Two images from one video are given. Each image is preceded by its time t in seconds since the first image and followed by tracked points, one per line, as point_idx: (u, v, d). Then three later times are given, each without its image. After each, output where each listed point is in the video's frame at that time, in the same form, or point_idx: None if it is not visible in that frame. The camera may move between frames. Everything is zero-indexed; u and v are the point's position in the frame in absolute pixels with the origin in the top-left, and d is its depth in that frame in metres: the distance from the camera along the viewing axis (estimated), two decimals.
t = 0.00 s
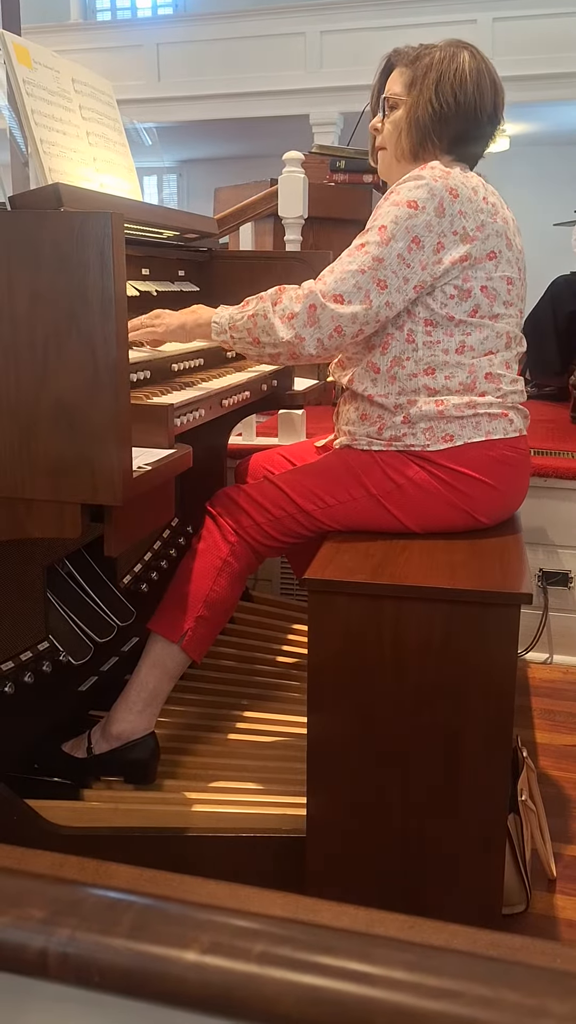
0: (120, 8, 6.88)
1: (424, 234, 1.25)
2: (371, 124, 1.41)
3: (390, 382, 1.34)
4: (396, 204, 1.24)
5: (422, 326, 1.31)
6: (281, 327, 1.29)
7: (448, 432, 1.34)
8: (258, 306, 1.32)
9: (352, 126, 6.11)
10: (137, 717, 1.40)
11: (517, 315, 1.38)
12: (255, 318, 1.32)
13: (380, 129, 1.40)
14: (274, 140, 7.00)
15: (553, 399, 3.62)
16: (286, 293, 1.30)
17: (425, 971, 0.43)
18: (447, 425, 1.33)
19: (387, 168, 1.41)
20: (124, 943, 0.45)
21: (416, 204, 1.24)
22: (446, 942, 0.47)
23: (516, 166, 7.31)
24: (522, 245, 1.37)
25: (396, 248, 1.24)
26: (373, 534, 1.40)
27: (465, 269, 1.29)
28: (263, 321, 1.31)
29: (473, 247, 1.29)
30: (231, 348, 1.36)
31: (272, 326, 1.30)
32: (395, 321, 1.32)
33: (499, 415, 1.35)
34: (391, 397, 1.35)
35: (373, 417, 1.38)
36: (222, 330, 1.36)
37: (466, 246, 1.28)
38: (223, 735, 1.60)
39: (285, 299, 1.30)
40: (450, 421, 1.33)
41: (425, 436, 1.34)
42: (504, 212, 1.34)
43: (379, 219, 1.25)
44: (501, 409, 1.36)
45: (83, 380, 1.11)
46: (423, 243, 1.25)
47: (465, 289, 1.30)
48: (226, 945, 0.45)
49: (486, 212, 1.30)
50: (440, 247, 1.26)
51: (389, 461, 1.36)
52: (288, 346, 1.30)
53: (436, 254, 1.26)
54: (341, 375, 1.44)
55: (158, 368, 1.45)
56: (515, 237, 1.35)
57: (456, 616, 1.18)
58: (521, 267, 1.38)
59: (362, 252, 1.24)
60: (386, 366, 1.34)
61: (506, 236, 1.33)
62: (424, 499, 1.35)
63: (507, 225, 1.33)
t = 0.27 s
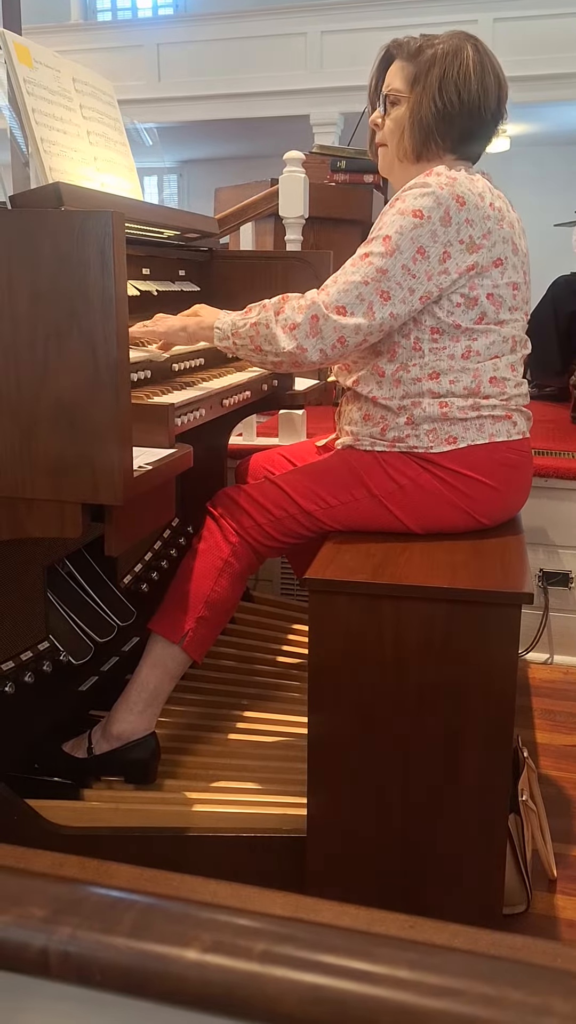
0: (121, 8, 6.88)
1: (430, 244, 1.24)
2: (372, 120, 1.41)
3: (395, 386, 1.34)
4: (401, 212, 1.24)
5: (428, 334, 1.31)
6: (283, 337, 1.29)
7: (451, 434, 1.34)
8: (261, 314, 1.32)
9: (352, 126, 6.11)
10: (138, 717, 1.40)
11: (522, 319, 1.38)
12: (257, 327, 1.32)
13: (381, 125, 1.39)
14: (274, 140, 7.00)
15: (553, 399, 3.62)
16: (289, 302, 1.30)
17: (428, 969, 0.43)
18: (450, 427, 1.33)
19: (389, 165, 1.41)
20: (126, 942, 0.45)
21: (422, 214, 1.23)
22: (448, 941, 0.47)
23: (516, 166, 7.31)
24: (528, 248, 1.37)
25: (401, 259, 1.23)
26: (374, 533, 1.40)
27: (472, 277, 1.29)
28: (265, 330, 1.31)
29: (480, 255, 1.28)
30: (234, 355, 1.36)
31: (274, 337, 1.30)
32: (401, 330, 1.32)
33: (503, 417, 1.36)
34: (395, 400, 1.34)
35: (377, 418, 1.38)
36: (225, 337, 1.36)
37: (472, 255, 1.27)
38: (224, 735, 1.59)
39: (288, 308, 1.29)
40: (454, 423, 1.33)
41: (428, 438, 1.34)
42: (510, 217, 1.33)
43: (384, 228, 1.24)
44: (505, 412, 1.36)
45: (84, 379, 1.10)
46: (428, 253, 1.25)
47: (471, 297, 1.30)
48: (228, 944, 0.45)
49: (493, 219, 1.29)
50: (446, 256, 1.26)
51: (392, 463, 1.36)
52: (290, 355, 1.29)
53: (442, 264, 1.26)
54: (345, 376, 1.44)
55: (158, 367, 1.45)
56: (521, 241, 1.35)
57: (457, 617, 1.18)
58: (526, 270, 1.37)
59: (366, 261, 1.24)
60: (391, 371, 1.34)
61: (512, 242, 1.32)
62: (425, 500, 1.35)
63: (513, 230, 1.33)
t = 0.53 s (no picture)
0: (122, 8, 6.89)
1: (431, 253, 1.24)
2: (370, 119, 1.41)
3: (396, 391, 1.34)
4: (402, 220, 1.23)
5: (430, 341, 1.31)
6: (283, 350, 1.29)
7: (452, 439, 1.34)
8: (262, 325, 1.32)
9: (353, 128, 6.11)
10: (138, 718, 1.40)
11: (524, 323, 1.37)
12: (259, 338, 1.32)
13: (379, 125, 1.39)
14: (275, 141, 7.00)
15: (554, 401, 3.62)
16: (289, 314, 1.30)
17: (429, 970, 0.43)
18: (451, 432, 1.34)
19: (387, 165, 1.41)
20: (127, 942, 0.45)
21: (423, 222, 1.23)
22: (449, 942, 0.46)
23: (517, 168, 7.31)
24: (530, 251, 1.37)
25: (403, 268, 1.23)
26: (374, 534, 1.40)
27: (474, 284, 1.29)
28: (266, 343, 1.31)
29: (482, 262, 1.28)
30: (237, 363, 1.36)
31: (275, 349, 1.30)
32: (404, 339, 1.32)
33: (504, 422, 1.36)
34: (396, 405, 1.34)
35: (377, 423, 1.38)
36: (229, 345, 1.36)
37: (474, 262, 1.27)
38: (224, 736, 1.59)
39: (289, 319, 1.29)
40: (455, 428, 1.33)
41: (429, 443, 1.34)
42: (512, 221, 1.32)
43: (384, 237, 1.24)
44: (506, 416, 1.36)
45: (84, 380, 1.10)
46: (429, 261, 1.24)
47: (473, 303, 1.29)
48: (229, 944, 0.45)
49: (495, 225, 1.28)
50: (448, 264, 1.26)
51: (393, 468, 1.36)
52: (291, 368, 1.30)
53: (444, 272, 1.26)
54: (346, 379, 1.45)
55: (159, 368, 1.45)
56: (523, 245, 1.35)
57: (458, 619, 1.18)
58: (528, 274, 1.37)
59: (367, 272, 1.24)
60: (392, 376, 1.34)
61: (514, 246, 1.31)
62: (426, 504, 1.35)
63: (515, 234, 1.32)
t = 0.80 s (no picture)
0: (122, 9, 6.89)
1: (435, 254, 1.24)
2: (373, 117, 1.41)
3: (398, 393, 1.34)
4: (407, 221, 1.23)
5: (434, 343, 1.31)
6: (284, 348, 1.29)
7: (454, 442, 1.34)
8: (263, 324, 1.32)
9: (353, 129, 6.12)
10: (138, 718, 1.40)
11: (527, 326, 1.38)
12: (259, 336, 1.33)
13: (382, 125, 1.39)
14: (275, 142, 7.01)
15: (554, 402, 3.62)
16: (291, 311, 1.30)
17: (431, 971, 0.43)
18: (453, 436, 1.34)
19: (390, 165, 1.41)
20: (129, 943, 0.45)
21: (428, 223, 1.23)
22: (449, 942, 0.47)
23: (517, 169, 7.32)
24: (534, 253, 1.37)
25: (407, 268, 1.23)
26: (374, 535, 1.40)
27: (478, 286, 1.29)
28: (267, 341, 1.32)
29: (486, 264, 1.28)
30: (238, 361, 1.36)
31: (275, 348, 1.30)
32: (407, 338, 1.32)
33: (506, 425, 1.36)
34: (398, 407, 1.34)
35: (378, 425, 1.38)
36: (229, 343, 1.36)
37: (479, 264, 1.27)
38: (225, 737, 1.59)
39: (290, 318, 1.30)
40: (457, 430, 1.34)
41: (431, 445, 1.34)
42: (517, 222, 1.33)
43: (389, 237, 1.24)
44: (508, 419, 1.37)
45: (85, 381, 1.11)
46: (434, 262, 1.25)
47: (477, 305, 1.29)
48: (231, 945, 0.45)
49: (500, 226, 1.28)
50: (452, 266, 1.26)
51: (395, 470, 1.36)
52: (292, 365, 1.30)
53: (448, 273, 1.26)
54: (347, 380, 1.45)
55: (160, 369, 1.45)
56: (527, 247, 1.35)
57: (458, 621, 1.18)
58: (531, 276, 1.37)
59: (370, 272, 1.24)
60: (394, 377, 1.34)
61: (518, 249, 1.32)
62: (427, 507, 1.35)
63: (520, 236, 1.32)
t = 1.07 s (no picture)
0: (122, 10, 6.89)
1: (438, 252, 1.24)
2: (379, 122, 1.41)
3: (399, 393, 1.34)
4: (410, 220, 1.24)
5: (435, 342, 1.31)
6: (286, 346, 1.29)
7: (455, 444, 1.34)
8: (264, 324, 1.32)
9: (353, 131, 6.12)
10: (137, 719, 1.40)
11: (529, 328, 1.38)
12: (261, 335, 1.32)
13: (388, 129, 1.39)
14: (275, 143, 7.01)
15: (554, 404, 3.62)
16: (292, 310, 1.31)
17: (431, 974, 0.43)
18: (454, 437, 1.34)
19: (396, 168, 1.41)
20: (129, 945, 0.45)
21: (431, 221, 1.23)
22: (449, 945, 0.47)
23: (516, 171, 7.32)
24: (537, 255, 1.37)
25: (409, 266, 1.24)
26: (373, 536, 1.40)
27: (481, 286, 1.29)
28: (269, 339, 1.32)
29: (489, 264, 1.28)
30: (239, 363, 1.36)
31: (277, 346, 1.30)
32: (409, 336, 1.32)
33: (507, 427, 1.36)
34: (399, 408, 1.34)
35: (379, 425, 1.38)
36: (229, 347, 1.36)
37: (482, 264, 1.27)
38: (224, 739, 1.59)
39: (291, 315, 1.30)
40: (457, 432, 1.34)
41: (431, 447, 1.34)
42: (520, 224, 1.33)
43: (392, 235, 1.24)
44: (509, 422, 1.37)
45: (85, 382, 1.11)
46: (436, 261, 1.25)
47: (479, 305, 1.30)
48: (232, 947, 0.45)
49: (503, 227, 1.28)
50: (455, 264, 1.26)
51: (394, 471, 1.36)
52: (294, 364, 1.30)
53: (451, 272, 1.26)
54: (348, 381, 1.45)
55: (159, 371, 1.45)
56: (530, 249, 1.35)
57: (457, 623, 1.18)
58: (534, 278, 1.37)
59: (373, 269, 1.24)
60: (396, 377, 1.34)
61: (521, 250, 1.32)
62: (426, 508, 1.35)
63: (523, 238, 1.32)
